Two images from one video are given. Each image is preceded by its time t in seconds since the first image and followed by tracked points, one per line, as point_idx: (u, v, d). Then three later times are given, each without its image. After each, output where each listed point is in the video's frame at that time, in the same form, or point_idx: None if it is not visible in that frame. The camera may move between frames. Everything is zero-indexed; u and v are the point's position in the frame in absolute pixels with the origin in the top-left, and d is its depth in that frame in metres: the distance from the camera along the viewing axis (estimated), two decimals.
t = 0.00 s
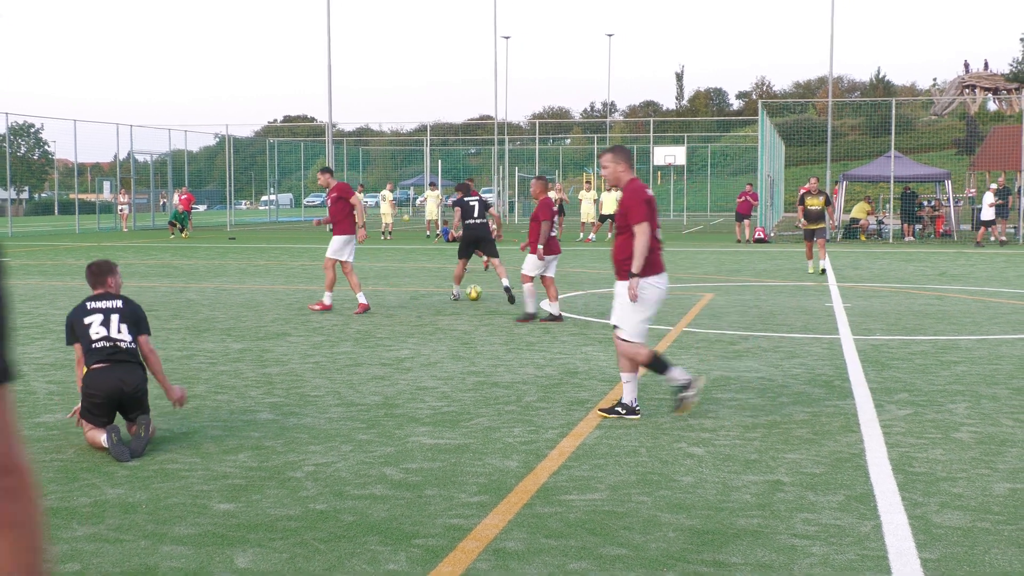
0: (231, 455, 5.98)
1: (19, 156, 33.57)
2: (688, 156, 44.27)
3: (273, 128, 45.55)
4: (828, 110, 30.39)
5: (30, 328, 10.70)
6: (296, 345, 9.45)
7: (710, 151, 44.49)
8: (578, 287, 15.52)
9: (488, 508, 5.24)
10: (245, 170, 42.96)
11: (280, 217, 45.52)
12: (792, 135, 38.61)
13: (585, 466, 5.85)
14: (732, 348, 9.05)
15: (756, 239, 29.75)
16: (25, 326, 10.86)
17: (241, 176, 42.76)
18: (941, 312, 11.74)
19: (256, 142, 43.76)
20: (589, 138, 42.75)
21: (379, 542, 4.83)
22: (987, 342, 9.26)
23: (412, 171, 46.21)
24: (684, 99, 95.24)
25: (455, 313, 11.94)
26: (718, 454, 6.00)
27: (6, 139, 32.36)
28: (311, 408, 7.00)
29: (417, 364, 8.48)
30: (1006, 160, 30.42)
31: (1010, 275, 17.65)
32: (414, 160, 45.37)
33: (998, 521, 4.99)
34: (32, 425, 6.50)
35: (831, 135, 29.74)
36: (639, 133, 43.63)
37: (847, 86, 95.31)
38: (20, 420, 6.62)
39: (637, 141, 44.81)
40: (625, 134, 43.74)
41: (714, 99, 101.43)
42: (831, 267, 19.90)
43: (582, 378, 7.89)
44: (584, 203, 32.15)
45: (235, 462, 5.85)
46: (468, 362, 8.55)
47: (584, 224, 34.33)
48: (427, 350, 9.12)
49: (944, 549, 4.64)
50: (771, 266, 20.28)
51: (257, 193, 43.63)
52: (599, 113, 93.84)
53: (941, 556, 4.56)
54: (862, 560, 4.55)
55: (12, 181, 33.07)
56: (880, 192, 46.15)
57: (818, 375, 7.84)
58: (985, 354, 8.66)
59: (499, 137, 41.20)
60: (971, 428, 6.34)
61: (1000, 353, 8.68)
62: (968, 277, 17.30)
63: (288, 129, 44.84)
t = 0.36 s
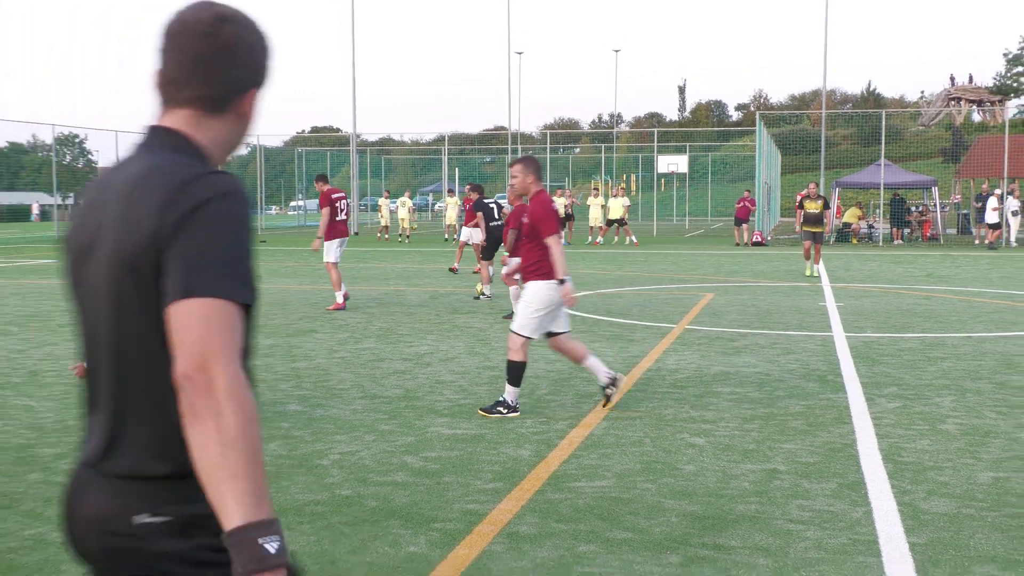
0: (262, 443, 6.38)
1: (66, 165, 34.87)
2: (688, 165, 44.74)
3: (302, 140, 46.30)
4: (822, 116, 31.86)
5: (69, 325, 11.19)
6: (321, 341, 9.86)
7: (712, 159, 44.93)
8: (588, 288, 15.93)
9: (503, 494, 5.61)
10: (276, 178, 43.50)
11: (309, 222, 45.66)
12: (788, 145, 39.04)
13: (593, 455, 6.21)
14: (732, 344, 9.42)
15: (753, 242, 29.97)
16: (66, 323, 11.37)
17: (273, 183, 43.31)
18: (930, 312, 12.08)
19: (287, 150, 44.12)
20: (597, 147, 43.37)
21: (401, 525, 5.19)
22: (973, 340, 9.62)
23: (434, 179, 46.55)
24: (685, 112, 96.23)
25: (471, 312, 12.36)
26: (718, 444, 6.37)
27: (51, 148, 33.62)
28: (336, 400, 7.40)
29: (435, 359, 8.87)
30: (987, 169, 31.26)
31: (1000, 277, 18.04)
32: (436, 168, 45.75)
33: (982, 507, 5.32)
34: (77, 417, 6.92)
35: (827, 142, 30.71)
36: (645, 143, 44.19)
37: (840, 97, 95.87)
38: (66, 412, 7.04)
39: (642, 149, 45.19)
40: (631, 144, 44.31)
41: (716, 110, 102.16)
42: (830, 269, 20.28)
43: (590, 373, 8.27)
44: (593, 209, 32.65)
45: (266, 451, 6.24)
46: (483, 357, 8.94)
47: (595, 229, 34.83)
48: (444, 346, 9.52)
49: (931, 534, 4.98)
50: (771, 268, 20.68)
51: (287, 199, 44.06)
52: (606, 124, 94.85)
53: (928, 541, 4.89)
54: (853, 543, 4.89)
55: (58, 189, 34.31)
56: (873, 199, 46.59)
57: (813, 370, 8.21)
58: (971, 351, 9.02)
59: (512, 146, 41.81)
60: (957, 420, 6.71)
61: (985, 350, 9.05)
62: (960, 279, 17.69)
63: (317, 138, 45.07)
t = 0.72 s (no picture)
0: (277, 438, 6.59)
1: (88, 169, 35.46)
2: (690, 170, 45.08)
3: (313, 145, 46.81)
4: (820, 125, 32.14)
5: (89, 323, 11.45)
6: (333, 339, 10.09)
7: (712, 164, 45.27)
8: (591, 288, 16.16)
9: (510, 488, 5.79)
10: (290, 181, 43.96)
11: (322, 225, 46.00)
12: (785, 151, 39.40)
13: (597, 450, 6.41)
14: (732, 343, 9.62)
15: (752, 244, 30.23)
16: (85, 321, 11.63)
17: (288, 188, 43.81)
18: (923, 312, 12.29)
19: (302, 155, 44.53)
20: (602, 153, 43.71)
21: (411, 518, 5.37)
22: (965, 339, 9.82)
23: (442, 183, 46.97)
24: (685, 120, 96.71)
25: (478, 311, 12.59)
26: (718, 439, 6.56)
27: (77, 154, 34.03)
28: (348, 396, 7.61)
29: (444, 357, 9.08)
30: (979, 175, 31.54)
31: (993, 278, 18.24)
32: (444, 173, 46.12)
33: (974, 501, 5.47)
34: (99, 412, 7.14)
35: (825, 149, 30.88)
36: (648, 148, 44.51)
37: (835, 105, 96.05)
38: (88, 407, 7.27)
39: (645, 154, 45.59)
40: (634, 149, 44.63)
41: (716, 117, 102.64)
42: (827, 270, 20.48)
43: (594, 370, 8.48)
44: (597, 212, 32.93)
45: (281, 446, 6.45)
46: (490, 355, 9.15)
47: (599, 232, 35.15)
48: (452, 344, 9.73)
49: (924, 527, 5.13)
50: (769, 269, 20.89)
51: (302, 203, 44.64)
52: (609, 130, 95.38)
53: (921, 533, 5.05)
54: (849, 535, 5.05)
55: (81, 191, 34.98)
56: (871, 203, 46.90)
57: (810, 368, 8.41)
58: (964, 349, 9.22)
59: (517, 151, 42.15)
60: (950, 417, 6.90)
61: (977, 348, 9.25)
62: (952, 279, 17.89)
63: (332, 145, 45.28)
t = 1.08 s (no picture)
0: (271, 438, 6.59)
1: (81, 169, 35.36)
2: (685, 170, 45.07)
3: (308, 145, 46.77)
4: (813, 125, 32.15)
5: (82, 323, 11.43)
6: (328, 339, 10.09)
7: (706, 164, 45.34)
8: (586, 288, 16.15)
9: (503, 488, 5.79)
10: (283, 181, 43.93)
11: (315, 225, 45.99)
12: (780, 151, 39.48)
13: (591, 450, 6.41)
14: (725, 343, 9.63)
15: (745, 244, 30.28)
16: (79, 321, 11.62)
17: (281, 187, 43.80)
18: (917, 311, 12.32)
19: (295, 155, 44.50)
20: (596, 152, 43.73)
21: (405, 518, 5.36)
22: (957, 339, 9.84)
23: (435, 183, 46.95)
24: (679, 120, 96.76)
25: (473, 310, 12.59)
26: (712, 438, 6.58)
27: (70, 154, 33.91)
28: (343, 396, 7.60)
29: (438, 356, 9.09)
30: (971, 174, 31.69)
31: (985, 278, 18.28)
32: (437, 173, 46.09)
33: (966, 501, 5.48)
34: (92, 412, 7.13)
35: (817, 150, 30.95)
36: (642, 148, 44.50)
37: (829, 105, 96.11)
38: (81, 407, 7.26)
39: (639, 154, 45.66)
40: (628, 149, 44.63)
41: (710, 117, 102.62)
42: (820, 270, 20.51)
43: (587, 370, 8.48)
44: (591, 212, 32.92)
45: (275, 446, 6.45)
46: (485, 355, 9.16)
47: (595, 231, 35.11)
48: (447, 344, 9.74)
49: (917, 526, 5.14)
50: (762, 269, 20.91)
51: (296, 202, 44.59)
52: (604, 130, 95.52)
53: (914, 533, 5.06)
54: (843, 535, 5.06)
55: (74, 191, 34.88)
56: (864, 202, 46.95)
57: (804, 368, 8.42)
58: (956, 349, 9.23)
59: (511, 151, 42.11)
60: (942, 417, 6.93)
61: (970, 348, 9.27)
62: (945, 279, 17.91)
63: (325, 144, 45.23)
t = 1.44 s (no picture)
0: (271, 439, 6.59)
1: (82, 169, 35.35)
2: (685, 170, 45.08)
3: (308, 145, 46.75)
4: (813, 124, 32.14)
5: (83, 323, 11.43)
6: (328, 339, 10.09)
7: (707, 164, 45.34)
8: (586, 288, 16.14)
9: (503, 488, 5.79)
10: (283, 181, 43.92)
11: (316, 225, 46.01)
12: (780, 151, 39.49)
13: (592, 450, 6.41)
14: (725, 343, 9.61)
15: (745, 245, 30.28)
16: (79, 321, 11.61)
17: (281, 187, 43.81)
18: (917, 311, 12.31)
19: (295, 155, 44.50)
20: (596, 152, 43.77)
21: (405, 518, 5.36)
22: (958, 339, 9.83)
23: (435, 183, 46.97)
24: (679, 120, 96.73)
25: (473, 310, 12.58)
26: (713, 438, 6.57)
27: (70, 154, 33.92)
28: (343, 397, 7.60)
29: (439, 356, 9.08)
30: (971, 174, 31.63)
31: (985, 278, 18.27)
32: (437, 173, 46.11)
33: (966, 501, 5.48)
34: (92, 412, 7.13)
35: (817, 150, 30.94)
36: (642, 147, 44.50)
37: (829, 104, 96.14)
38: (81, 407, 7.26)
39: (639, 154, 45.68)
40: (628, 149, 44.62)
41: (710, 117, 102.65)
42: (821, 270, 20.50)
43: (588, 370, 8.47)
44: (590, 212, 32.91)
45: (275, 446, 6.45)
46: (485, 355, 9.16)
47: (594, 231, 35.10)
48: (447, 344, 9.73)
49: (917, 527, 5.14)
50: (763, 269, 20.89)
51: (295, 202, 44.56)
52: (604, 131, 95.61)
53: (914, 533, 5.05)
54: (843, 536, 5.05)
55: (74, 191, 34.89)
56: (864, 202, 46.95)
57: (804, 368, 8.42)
58: (957, 349, 9.23)
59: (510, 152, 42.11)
60: (943, 417, 6.93)
61: (970, 348, 9.26)
62: (946, 279, 17.89)
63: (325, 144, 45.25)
